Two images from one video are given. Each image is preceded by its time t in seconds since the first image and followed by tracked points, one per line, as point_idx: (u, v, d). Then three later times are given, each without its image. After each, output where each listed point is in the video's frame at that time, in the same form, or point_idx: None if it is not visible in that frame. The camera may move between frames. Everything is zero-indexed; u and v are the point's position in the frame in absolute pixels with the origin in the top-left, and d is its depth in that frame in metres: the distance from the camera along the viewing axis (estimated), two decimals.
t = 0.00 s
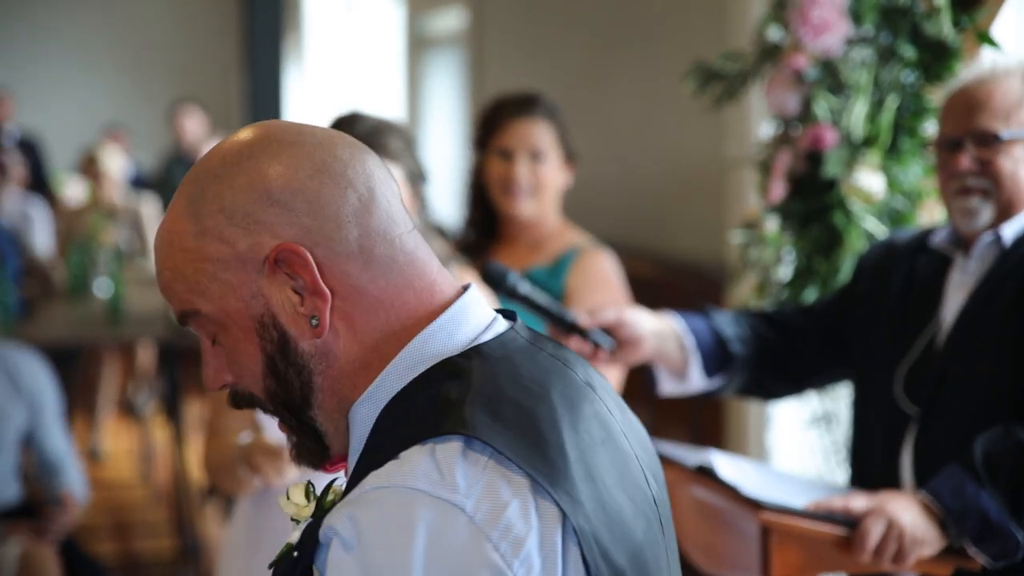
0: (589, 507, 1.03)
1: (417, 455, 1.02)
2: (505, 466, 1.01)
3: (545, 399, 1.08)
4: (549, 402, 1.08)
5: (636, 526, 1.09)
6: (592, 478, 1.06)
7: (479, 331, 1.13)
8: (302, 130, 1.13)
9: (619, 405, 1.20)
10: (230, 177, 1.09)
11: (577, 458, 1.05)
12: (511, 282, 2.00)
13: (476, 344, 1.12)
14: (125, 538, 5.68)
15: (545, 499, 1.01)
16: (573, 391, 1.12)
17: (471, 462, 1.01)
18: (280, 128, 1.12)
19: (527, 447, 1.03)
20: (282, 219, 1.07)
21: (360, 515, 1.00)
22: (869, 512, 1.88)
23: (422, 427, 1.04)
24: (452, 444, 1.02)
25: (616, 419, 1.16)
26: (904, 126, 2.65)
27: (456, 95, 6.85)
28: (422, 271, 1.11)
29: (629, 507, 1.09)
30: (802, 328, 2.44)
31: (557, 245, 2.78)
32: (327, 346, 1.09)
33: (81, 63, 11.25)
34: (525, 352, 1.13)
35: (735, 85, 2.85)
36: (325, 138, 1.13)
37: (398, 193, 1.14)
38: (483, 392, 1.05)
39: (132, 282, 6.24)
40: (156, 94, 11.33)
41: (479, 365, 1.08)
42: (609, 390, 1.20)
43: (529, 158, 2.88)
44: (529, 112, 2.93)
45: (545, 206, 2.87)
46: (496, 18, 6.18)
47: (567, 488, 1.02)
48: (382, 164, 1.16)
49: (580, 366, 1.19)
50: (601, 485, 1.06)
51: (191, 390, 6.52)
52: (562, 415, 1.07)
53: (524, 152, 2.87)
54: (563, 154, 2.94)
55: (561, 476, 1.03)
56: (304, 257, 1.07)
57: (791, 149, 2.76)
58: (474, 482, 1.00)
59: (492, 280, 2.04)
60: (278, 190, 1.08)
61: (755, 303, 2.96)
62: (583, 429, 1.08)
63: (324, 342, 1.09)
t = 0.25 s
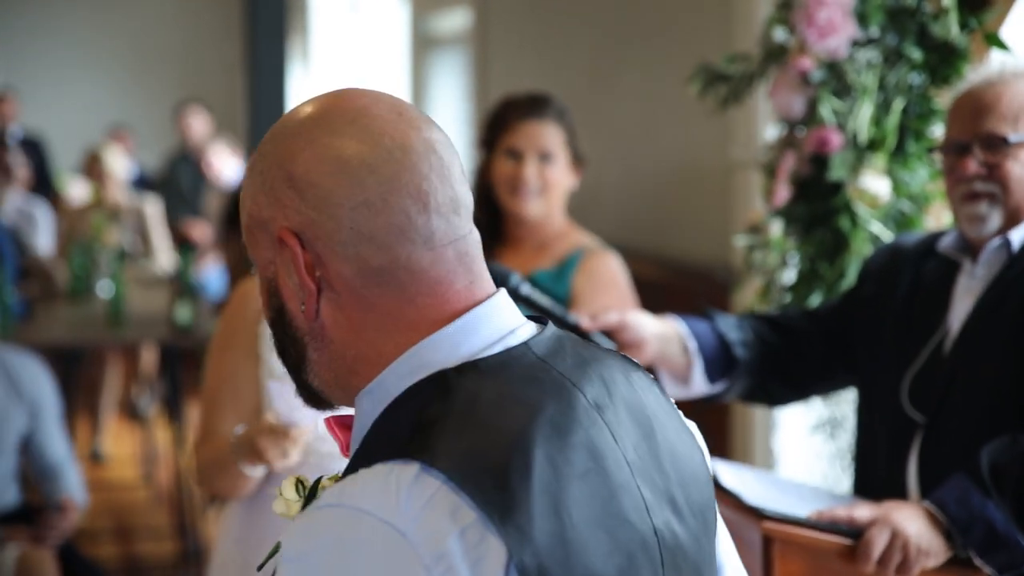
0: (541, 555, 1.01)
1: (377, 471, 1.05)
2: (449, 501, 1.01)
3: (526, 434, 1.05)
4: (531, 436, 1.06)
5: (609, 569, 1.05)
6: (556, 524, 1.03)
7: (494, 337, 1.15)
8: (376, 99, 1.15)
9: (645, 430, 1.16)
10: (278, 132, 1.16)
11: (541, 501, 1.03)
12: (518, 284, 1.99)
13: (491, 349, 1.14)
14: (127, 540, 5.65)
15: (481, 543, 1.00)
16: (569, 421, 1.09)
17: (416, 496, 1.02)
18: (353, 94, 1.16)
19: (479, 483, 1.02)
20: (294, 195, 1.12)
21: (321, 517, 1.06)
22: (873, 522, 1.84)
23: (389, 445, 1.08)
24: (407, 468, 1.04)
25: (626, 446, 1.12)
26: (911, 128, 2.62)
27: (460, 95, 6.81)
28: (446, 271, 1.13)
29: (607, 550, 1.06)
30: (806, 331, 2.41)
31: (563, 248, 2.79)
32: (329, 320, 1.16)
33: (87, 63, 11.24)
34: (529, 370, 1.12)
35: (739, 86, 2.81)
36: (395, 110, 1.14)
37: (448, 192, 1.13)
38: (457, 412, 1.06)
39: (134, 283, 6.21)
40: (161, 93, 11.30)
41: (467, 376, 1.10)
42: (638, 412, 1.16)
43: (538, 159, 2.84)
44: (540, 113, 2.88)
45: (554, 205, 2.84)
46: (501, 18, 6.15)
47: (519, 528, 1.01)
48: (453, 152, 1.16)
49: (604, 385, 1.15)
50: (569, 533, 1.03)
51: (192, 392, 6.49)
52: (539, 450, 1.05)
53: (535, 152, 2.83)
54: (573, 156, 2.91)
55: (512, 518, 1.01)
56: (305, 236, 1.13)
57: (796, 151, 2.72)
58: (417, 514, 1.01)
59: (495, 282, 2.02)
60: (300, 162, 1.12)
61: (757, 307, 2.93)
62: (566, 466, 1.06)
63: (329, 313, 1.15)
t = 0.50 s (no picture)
0: (565, 556, 1.10)
1: (415, 450, 1.15)
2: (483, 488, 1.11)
3: (573, 440, 1.14)
4: (577, 444, 1.14)
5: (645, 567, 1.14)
6: (588, 527, 1.11)
7: (563, 336, 1.23)
8: (424, 120, 1.22)
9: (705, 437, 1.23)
10: (339, 164, 1.25)
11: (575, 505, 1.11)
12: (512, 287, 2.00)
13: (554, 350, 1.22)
14: (126, 544, 5.65)
15: (503, 527, 1.10)
16: (621, 428, 1.17)
17: (446, 471, 1.12)
18: (406, 118, 1.24)
19: (515, 482, 1.11)
20: (355, 222, 1.21)
21: (348, 486, 1.17)
22: (877, 531, 1.81)
23: (437, 435, 1.17)
24: (449, 455, 1.13)
25: (679, 452, 1.20)
26: (915, 131, 2.59)
27: (461, 95, 6.78)
28: (502, 276, 1.20)
29: (644, 552, 1.14)
30: (808, 337, 2.38)
31: (566, 250, 2.74)
32: (401, 332, 1.23)
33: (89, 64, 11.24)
34: (588, 374, 1.20)
35: (742, 88, 2.77)
36: (443, 130, 1.22)
37: (498, 201, 1.20)
38: (506, 409, 1.16)
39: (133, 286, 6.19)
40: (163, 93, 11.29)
41: (525, 379, 1.19)
42: (700, 418, 1.24)
43: (541, 162, 2.81)
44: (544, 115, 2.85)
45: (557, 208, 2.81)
46: (503, 18, 6.13)
47: (556, 526, 1.10)
48: (503, 161, 1.23)
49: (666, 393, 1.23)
50: (599, 535, 1.12)
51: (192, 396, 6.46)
52: (586, 456, 1.14)
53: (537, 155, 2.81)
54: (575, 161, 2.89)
55: (544, 516, 1.11)
56: (366, 258, 1.22)
57: (800, 155, 2.69)
58: (441, 490, 1.11)
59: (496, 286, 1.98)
60: (358, 191, 1.21)
61: (760, 314, 2.89)
62: (608, 473, 1.14)
63: (396, 329, 1.23)
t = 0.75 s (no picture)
0: (622, 539, 1.09)
1: (484, 429, 1.15)
2: (544, 468, 1.11)
3: (631, 426, 1.13)
4: (638, 430, 1.12)
5: (703, 553, 1.12)
6: (643, 510, 1.10)
7: (635, 329, 1.22)
8: (507, 122, 1.23)
9: (768, 426, 1.21)
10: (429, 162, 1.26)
11: (631, 489, 1.10)
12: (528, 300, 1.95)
13: (626, 342, 1.21)
14: (128, 546, 5.66)
15: (561, 506, 1.09)
16: (680, 415, 1.15)
17: (515, 449, 1.12)
18: (489, 121, 1.24)
19: (576, 465, 1.10)
20: (438, 215, 1.22)
21: (424, 465, 1.17)
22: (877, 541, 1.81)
23: (509, 420, 1.16)
24: (516, 437, 1.13)
25: (741, 440, 1.18)
26: (916, 137, 2.59)
27: (463, 97, 6.78)
28: (574, 269, 1.20)
29: (699, 536, 1.12)
30: (809, 344, 2.37)
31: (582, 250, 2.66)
32: (483, 320, 1.24)
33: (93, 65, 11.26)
34: (649, 364, 1.18)
35: (743, 94, 2.77)
36: (523, 129, 1.22)
37: (572, 202, 1.19)
38: (571, 396, 1.15)
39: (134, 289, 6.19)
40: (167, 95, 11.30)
41: (592, 370, 1.18)
42: (764, 407, 1.22)
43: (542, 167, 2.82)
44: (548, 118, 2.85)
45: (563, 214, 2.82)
46: (505, 21, 6.13)
47: (606, 508, 1.09)
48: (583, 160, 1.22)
49: (727, 381, 1.21)
50: (656, 518, 1.10)
51: (193, 399, 6.48)
52: (643, 441, 1.12)
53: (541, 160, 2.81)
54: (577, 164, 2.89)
55: (600, 497, 1.09)
56: (447, 250, 1.23)
57: (801, 161, 2.70)
58: (506, 468, 1.11)
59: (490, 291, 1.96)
60: (440, 187, 1.22)
61: (762, 319, 2.89)
62: (664, 459, 1.12)
63: (478, 319, 1.24)
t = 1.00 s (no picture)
0: (644, 515, 1.11)
1: (518, 406, 1.18)
2: (572, 441, 1.13)
3: (659, 409, 1.15)
4: (666, 413, 1.14)
5: (721, 532, 1.13)
6: (664, 487, 1.12)
7: (670, 320, 1.23)
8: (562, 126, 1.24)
9: (796, 417, 1.22)
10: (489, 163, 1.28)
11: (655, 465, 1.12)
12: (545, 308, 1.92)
13: (664, 333, 1.21)
14: (132, 549, 5.66)
15: (589, 475, 1.12)
16: (707, 400, 1.17)
17: (547, 421, 1.15)
18: (543, 126, 1.25)
19: (603, 444, 1.12)
20: (490, 212, 1.23)
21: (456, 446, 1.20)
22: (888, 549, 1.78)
23: (544, 400, 1.17)
24: (547, 414, 1.16)
25: (767, 429, 1.19)
26: (927, 139, 2.58)
27: (468, 99, 6.75)
28: (618, 265, 1.20)
29: (720, 515, 1.13)
30: (819, 350, 2.34)
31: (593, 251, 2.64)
32: (530, 314, 1.24)
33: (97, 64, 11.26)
34: (681, 354, 1.20)
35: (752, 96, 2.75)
36: (577, 133, 1.23)
37: (618, 200, 1.19)
38: (605, 382, 1.17)
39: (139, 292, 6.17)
40: (170, 96, 11.29)
41: (629, 362, 1.18)
42: (794, 401, 1.23)
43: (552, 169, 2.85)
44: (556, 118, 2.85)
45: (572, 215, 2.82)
46: (511, 22, 6.11)
47: (632, 484, 1.11)
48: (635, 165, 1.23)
49: (757, 372, 1.22)
50: (677, 495, 1.12)
51: (197, 402, 6.48)
52: (667, 421, 1.14)
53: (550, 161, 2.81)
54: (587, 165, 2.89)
55: (626, 475, 1.11)
56: (498, 245, 1.24)
57: (811, 163, 2.68)
58: (537, 440, 1.14)
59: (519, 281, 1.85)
60: (495, 184, 1.23)
61: (773, 321, 2.88)
62: (687, 440, 1.14)
63: (523, 312, 1.25)
